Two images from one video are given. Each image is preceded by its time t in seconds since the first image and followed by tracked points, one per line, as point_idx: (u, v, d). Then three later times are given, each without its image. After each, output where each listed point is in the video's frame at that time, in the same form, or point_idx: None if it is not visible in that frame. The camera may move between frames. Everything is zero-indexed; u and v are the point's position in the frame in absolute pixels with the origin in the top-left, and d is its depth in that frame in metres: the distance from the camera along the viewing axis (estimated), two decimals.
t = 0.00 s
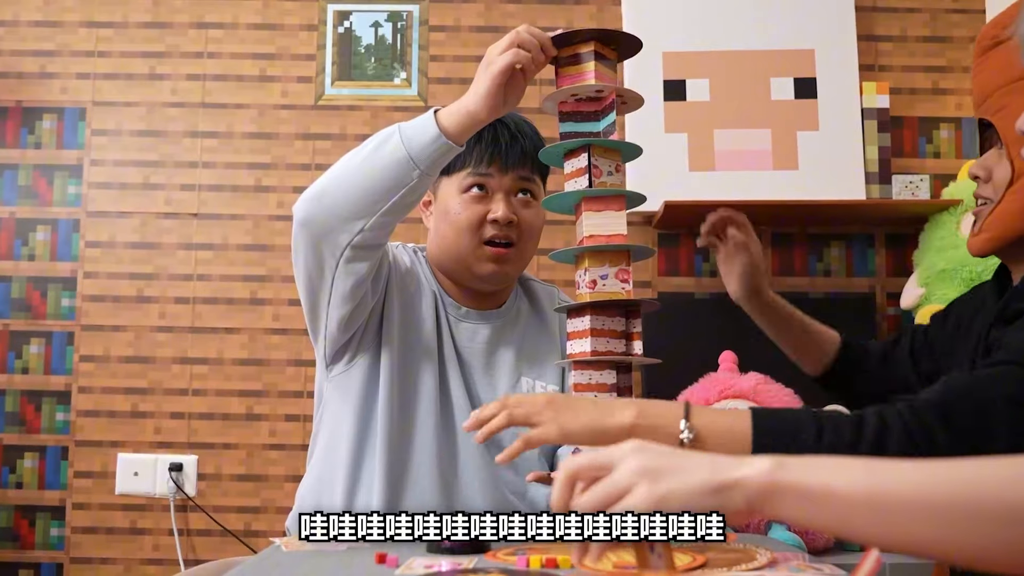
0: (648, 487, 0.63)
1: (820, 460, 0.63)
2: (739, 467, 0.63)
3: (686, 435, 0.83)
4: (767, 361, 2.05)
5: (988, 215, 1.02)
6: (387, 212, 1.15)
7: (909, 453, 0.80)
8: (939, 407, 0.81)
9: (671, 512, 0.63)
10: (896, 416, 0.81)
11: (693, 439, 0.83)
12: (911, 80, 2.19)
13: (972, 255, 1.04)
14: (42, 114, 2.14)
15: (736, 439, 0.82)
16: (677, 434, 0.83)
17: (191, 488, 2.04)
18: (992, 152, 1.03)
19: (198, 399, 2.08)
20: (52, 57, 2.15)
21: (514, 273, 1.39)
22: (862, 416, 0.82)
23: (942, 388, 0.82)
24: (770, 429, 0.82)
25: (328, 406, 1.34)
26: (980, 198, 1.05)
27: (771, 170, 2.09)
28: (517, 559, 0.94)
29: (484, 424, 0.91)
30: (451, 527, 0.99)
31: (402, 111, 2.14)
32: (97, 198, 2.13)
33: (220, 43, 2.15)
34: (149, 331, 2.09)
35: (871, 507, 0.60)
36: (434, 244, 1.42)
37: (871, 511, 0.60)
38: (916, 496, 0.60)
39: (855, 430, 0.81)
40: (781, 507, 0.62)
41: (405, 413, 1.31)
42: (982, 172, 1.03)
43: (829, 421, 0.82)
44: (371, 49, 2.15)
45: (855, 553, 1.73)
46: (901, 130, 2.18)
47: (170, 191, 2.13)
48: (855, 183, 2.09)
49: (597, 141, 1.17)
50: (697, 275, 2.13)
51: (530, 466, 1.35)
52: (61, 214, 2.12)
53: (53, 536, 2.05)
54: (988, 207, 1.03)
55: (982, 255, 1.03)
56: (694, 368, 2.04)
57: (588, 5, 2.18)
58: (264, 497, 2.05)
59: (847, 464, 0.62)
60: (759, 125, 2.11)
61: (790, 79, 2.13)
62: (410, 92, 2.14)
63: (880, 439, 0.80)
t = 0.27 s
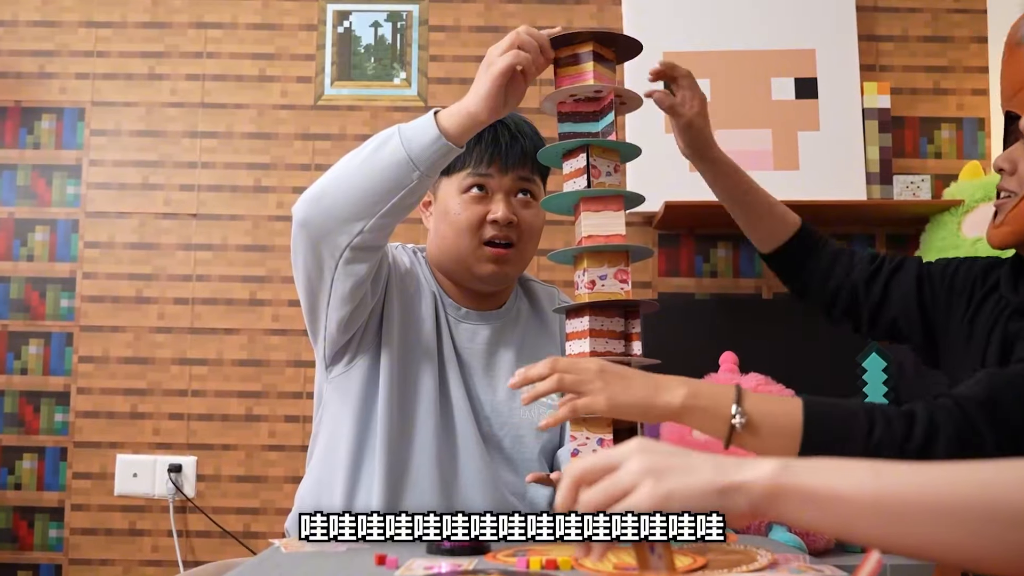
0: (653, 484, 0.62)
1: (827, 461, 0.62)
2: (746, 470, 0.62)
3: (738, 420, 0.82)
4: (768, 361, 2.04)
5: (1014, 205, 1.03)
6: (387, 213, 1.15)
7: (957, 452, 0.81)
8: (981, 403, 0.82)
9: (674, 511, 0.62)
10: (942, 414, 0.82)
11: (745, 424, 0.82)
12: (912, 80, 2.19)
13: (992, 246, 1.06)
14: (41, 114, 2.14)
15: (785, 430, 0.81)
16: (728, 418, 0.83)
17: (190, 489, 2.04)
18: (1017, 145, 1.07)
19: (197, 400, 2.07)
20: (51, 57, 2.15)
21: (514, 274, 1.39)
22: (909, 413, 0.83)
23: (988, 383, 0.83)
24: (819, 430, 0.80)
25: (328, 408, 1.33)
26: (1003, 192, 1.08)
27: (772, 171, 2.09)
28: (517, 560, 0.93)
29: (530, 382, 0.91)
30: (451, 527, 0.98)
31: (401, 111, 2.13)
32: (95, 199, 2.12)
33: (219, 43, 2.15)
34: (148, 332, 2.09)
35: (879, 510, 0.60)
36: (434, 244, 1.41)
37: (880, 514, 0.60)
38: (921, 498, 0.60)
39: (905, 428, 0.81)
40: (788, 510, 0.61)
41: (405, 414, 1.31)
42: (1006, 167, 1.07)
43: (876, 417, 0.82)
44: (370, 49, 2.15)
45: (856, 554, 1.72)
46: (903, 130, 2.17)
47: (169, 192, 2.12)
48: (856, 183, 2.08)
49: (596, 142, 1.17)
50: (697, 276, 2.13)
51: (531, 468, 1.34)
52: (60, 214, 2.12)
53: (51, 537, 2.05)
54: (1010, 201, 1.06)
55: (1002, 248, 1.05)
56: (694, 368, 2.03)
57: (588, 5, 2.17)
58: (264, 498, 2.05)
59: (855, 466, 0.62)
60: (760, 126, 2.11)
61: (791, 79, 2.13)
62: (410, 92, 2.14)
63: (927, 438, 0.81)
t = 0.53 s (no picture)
0: (659, 480, 0.62)
1: (835, 458, 0.62)
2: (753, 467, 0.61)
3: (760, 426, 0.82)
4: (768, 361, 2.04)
5: (1018, 204, 1.06)
6: (387, 215, 1.14)
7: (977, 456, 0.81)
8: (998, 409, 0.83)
9: (680, 508, 0.61)
10: (960, 417, 0.82)
11: (766, 431, 0.82)
12: (914, 80, 2.18)
13: (997, 243, 1.10)
14: (40, 115, 2.13)
15: (806, 434, 0.81)
16: (748, 425, 0.82)
17: (189, 490, 2.03)
18: None
19: (196, 401, 2.07)
20: (50, 57, 2.14)
21: (513, 274, 1.38)
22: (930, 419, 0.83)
23: (1006, 390, 0.84)
24: (840, 438, 0.80)
25: (326, 409, 1.33)
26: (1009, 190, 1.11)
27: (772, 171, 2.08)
28: (517, 561, 0.92)
29: (547, 383, 0.90)
30: (451, 527, 0.98)
31: (401, 111, 2.13)
32: (94, 199, 2.12)
33: (218, 43, 2.14)
34: (147, 333, 2.08)
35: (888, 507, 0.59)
36: (433, 244, 1.41)
37: (887, 512, 0.59)
38: (931, 498, 0.59)
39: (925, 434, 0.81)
40: (797, 507, 0.60)
41: (404, 415, 1.30)
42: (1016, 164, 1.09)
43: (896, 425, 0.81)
44: (370, 49, 2.14)
45: (857, 556, 1.72)
46: (904, 131, 2.17)
47: (168, 192, 2.12)
48: (857, 184, 2.07)
49: (596, 142, 1.16)
50: (697, 276, 2.12)
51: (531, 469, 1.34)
52: (59, 215, 2.11)
53: (50, 539, 2.04)
54: (1017, 199, 1.08)
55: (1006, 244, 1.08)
56: (695, 369, 2.03)
57: (588, 5, 2.17)
58: (263, 500, 2.04)
59: (864, 464, 0.61)
60: (761, 126, 2.10)
61: (792, 79, 2.12)
62: (410, 92, 2.13)
63: (949, 444, 0.81)
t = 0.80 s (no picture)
0: (662, 479, 0.61)
1: (837, 456, 0.62)
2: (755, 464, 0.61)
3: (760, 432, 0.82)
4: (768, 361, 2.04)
5: (1018, 205, 1.06)
6: (384, 219, 1.14)
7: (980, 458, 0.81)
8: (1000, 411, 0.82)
9: (682, 508, 0.61)
10: (961, 420, 0.82)
11: (766, 438, 0.82)
12: (914, 80, 2.18)
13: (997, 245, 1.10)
14: (39, 115, 2.13)
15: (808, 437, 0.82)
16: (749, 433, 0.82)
17: (188, 491, 2.03)
18: None
19: (195, 402, 2.06)
20: (48, 57, 2.14)
21: (512, 275, 1.38)
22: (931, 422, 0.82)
23: (1007, 392, 0.83)
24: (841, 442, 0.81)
25: (325, 411, 1.32)
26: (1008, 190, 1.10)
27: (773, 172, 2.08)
28: (517, 562, 0.91)
29: (548, 392, 0.88)
30: (451, 527, 0.97)
31: (400, 111, 2.12)
32: (93, 200, 2.11)
33: (218, 43, 2.14)
34: (147, 333, 2.08)
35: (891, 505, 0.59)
36: (433, 245, 1.40)
37: (889, 512, 0.59)
38: (935, 496, 0.59)
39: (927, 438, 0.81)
40: (800, 505, 0.60)
41: (403, 417, 1.30)
42: (1014, 164, 1.09)
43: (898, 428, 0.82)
44: (370, 49, 2.14)
45: (857, 557, 1.72)
46: (904, 131, 2.16)
47: (167, 193, 2.11)
48: (857, 184, 2.07)
49: (592, 143, 1.16)
50: (698, 277, 2.12)
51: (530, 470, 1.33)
52: (58, 216, 2.11)
53: (49, 540, 2.04)
54: (1016, 200, 1.07)
55: (1006, 246, 1.08)
56: (695, 369, 2.02)
57: (588, 5, 2.16)
58: (263, 501, 2.04)
59: (866, 462, 0.61)
60: (761, 126, 2.10)
61: (793, 79, 2.12)
62: (409, 92, 2.13)
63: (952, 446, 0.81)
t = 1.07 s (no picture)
0: (664, 469, 0.61)
1: (838, 448, 0.61)
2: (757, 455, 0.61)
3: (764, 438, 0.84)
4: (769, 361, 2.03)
5: (1017, 207, 1.06)
6: (373, 233, 1.13)
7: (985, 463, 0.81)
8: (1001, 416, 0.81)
9: (683, 496, 0.61)
10: (964, 426, 0.82)
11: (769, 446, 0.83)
12: (915, 80, 2.17)
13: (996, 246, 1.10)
14: (37, 115, 2.12)
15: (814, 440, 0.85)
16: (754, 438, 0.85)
17: (187, 492, 2.02)
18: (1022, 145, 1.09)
19: (194, 403, 2.06)
20: (47, 57, 2.13)
21: (511, 277, 1.37)
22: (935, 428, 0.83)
23: (1006, 398, 0.82)
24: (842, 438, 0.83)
25: (321, 415, 1.32)
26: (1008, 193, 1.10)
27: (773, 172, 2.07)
28: (517, 563, 0.91)
29: (551, 401, 0.85)
30: (451, 527, 0.97)
31: (400, 111, 2.11)
32: (92, 200, 2.11)
33: (217, 43, 2.13)
34: (146, 334, 2.07)
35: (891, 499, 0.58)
36: (432, 246, 1.40)
37: (890, 505, 0.58)
38: (936, 491, 0.58)
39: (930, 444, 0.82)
40: (801, 496, 0.60)
41: (399, 420, 1.29)
42: (1013, 167, 1.09)
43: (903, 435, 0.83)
44: (370, 49, 2.13)
45: (858, 558, 1.71)
46: (905, 131, 2.16)
47: (166, 193, 2.11)
48: (858, 184, 2.06)
49: (596, 145, 1.15)
50: (698, 277, 2.11)
51: (529, 472, 1.33)
52: (57, 216, 2.10)
53: (48, 541, 2.03)
54: (1016, 202, 1.07)
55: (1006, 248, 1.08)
56: (696, 369, 2.01)
57: (589, 5, 2.16)
58: (262, 502, 2.03)
59: (867, 455, 0.60)
60: (762, 126, 2.09)
61: (793, 79, 2.11)
62: (409, 92, 2.12)
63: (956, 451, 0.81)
